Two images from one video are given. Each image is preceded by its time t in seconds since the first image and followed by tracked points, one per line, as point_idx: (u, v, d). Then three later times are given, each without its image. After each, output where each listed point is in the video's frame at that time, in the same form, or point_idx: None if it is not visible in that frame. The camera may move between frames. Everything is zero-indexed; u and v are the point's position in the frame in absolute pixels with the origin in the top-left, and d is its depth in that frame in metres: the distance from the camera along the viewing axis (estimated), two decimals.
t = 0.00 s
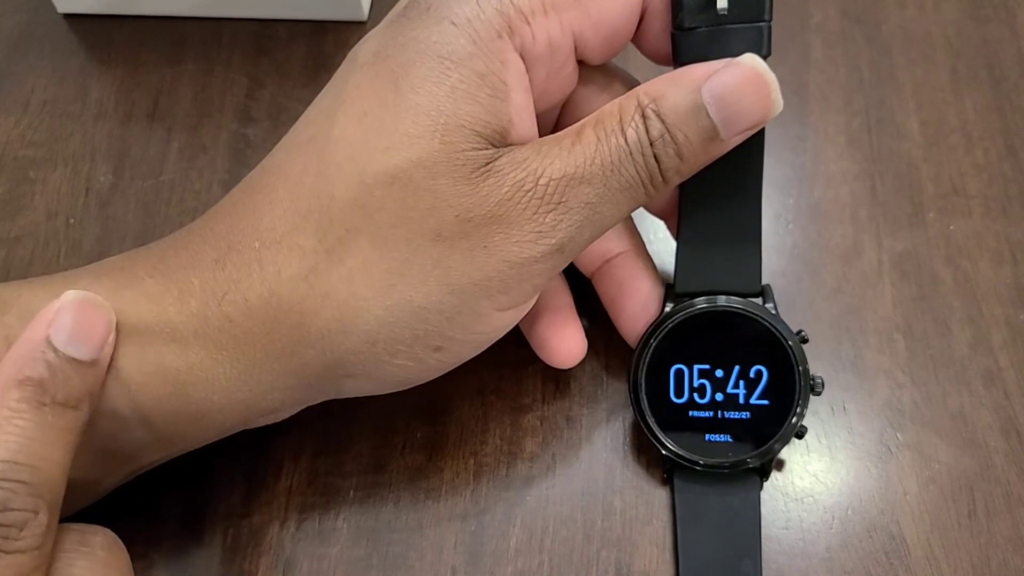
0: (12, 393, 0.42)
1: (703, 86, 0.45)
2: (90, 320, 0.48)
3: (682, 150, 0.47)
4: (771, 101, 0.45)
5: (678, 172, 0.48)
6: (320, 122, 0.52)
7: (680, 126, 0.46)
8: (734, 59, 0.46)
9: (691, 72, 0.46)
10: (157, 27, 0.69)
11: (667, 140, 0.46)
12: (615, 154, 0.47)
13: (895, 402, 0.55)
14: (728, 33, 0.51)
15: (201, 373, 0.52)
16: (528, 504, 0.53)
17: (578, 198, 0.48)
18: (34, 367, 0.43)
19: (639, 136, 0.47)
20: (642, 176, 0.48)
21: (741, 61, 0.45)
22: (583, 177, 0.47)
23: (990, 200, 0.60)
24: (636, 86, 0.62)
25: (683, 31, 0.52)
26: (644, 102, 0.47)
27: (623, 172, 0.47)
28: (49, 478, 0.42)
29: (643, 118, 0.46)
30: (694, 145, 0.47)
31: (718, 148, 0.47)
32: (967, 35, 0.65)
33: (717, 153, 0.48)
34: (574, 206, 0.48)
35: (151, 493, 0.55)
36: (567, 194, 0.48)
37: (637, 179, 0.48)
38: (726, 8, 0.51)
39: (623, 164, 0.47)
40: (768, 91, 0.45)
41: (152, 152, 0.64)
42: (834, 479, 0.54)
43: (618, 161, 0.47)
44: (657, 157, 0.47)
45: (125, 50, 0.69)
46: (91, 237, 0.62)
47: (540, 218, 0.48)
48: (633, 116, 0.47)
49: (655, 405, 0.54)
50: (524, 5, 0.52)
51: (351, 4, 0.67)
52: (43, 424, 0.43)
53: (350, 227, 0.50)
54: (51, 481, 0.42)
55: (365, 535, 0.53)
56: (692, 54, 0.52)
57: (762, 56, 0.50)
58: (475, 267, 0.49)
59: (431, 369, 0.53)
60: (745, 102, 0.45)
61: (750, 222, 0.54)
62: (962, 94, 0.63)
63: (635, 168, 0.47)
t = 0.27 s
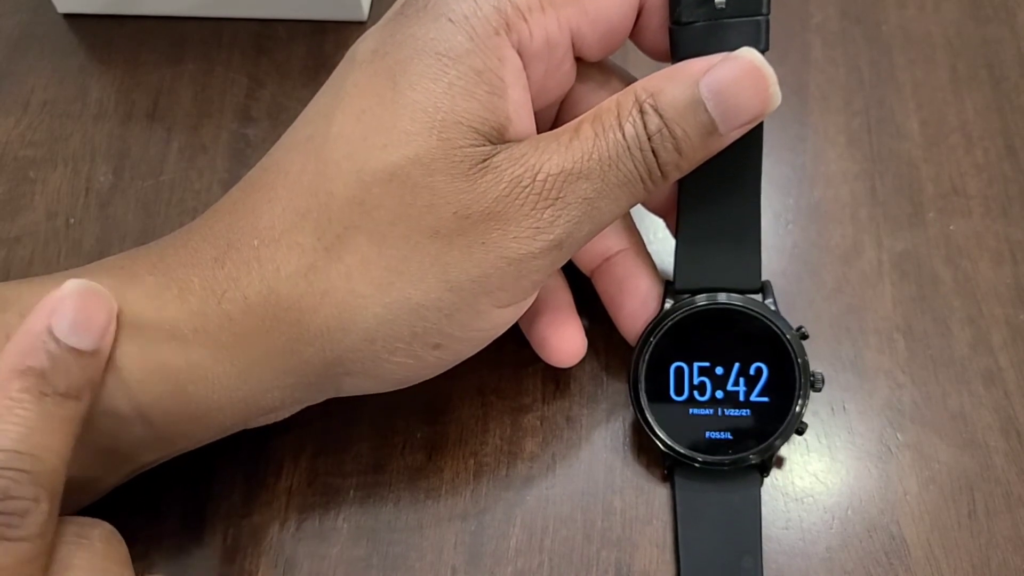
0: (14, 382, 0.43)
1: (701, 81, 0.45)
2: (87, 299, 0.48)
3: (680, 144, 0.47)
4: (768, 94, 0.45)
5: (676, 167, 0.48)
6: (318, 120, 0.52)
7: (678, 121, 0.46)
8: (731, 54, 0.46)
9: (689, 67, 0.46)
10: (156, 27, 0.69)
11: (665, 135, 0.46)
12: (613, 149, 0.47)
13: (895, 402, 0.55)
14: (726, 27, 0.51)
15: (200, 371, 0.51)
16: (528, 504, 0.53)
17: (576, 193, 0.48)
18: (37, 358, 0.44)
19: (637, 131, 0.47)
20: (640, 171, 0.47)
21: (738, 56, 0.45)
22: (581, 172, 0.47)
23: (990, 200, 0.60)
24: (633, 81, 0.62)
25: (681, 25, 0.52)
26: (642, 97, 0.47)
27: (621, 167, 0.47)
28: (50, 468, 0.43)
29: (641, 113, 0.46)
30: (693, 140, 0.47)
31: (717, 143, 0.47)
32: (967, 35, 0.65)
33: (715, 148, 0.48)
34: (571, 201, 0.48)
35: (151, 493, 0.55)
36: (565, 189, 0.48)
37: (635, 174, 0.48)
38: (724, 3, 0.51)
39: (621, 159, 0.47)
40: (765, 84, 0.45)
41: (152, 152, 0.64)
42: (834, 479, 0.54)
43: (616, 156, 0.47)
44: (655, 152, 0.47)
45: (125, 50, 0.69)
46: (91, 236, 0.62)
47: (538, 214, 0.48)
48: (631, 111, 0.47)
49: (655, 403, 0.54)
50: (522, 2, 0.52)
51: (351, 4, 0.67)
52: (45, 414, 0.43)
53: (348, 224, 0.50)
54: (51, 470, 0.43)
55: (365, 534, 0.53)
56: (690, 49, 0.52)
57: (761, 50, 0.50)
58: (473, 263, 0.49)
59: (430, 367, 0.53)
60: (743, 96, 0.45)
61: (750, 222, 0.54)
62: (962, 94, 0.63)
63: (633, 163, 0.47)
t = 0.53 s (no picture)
0: None
1: (702, 83, 0.45)
2: (23, 302, 0.46)
3: (682, 146, 0.47)
4: (770, 96, 0.45)
5: (678, 168, 0.48)
6: (319, 121, 0.52)
7: (679, 123, 0.46)
8: (733, 56, 0.46)
9: (690, 69, 0.47)
10: (156, 27, 0.69)
11: (666, 137, 0.46)
12: (615, 151, 0.47)
13: (895, 402, 0.55)
14: (728, 29, 0.51)
15: (201, 373, 0.51)
16: (528, 504, 0.53)
17: (577, 195, 0.48)
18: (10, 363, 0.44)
19: (638, 133, 0.47)
20: (642, 173, 0.47)
21: (740, 58, 0.45)
22: (583, 174, 0.47)
23: (990, 199, 0.60)
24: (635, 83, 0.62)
25: (683, 27, 0.52)
26: (644, 99, 0.47)
27: (623, 169, 0.47)
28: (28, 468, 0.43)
29: (643, 114, 0.46)
30: (694, 141, 0.47)
31: (718, 145, 0.47)
32: (967, 35, 0.65)
33: (717, 150, 0.48)
34: (573, 203, 0.48)
35: (151, 493, 0.55)
36: (566, 191, 0.48)
37: (637, 176, 0.47)
38: (726, 4, 0.51)
39: (623, 160, 0.47)
40: (767, 86, 0.45)
41: (152, 152, 0.64)
42: (834, 479, 0.54)
43: (617, 157, 0.47)
44: (657, 154, 0.47)
45: (126, 50, 0.69)
46: (91, 236, 0.62)
47: (540, 216, 0.48)
48: (632, 113, 0.47)
49: (656, 404, 0.54)
50: (524, 3, 0.52)
51: (351, 5, 0.67)
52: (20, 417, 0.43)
53: (350, 226, 0.50)
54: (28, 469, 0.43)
55: (365, 534, 0.53)
56: (692, 50, 0.52)
57: (763, 53, 0.50)
58: (475, 266, 0.49)
59: (431, 369, 0.53)
60: (744, 97, 0.45)
61: (750, 222, 0.54)
62: (962, 94, 0.63)
63: (635, 165, 0.47)
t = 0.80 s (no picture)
0: None
1: (703, 84, 0.45)
2: (3, 302, 0.48)
3: (682, 148, 0.47)
4: (770, 98, 0.45)
5: (678, 169, 0.48)
6: (320, 122, 0.52)
7: (680, 124, 0.46)
8: (733, 57, 0.46)
9: (691, 69, 0.46)
10: (156, 27, 0.69)
11: (667, 138, 0.46)
12: (616, 152, 0.47)
13: (895, 402, 0.55)
14: (729, 30, 0.51)
15: (202, 374, 0.51)
16: (528, 504, 0.53)
17: (578, 196, 0.48)
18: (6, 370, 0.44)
19: (638, 135, 0.46)
20: (642, 174, 0.47)
21: (741, 59, 0.45)
22: (583, 176, 0.47)
23: (990, 199, 0.60)
24: (635, 84, 0.62)
25: (683, 28, 0.52)
26: (644, 100, 0.46)
27: (623, 170, 0.47)
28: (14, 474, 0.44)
29: (643, 115, 0.46)
30: (695, 142, 0.47)
31: (719, 146, 0.47)
32: (967, 35, 0.65)
33: (717, 151, 0.48)
34: (574, 204, 0.48)
35: (151, 493, 0.55)
36: (567, 192, 0.48)
37: (637, 178, 0.47)
38: (727, 5, 0.51)
39: (623, 162, 0.47)
40: (768, 87, 0.45)
41: (152, 152, 0.64)
42: (834, 479, 0.54)
43: (618, 159, 0.47)
44: (657, 155, 0.47)
45: (126, 50, 0.69)
46: (91, 236, 0.62)
47: (540, 217, 0.48)
48: (633, 114, 0.47)
49: (655, 404, 0.54)
50: (524, 4, 0.52)
51: (351, 5, 0.67)
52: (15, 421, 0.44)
53: (351, 227, 0.50)
54: (7, 463, 0.44)
55: (365, 534, 0.53)
56: (693, 51, 0.52)
57: (763, 54, 0.50)
58: (476, 267, 0.49)
59: (431, 370, 0.53)
60: (745, 98, 0.45)
61: (750, 223, 0.54)
62: (962, 94, 0.63)
63: (635, 166, 0.47)
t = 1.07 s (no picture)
0: None
1: (704, 84, 0.45)
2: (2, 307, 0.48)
3: (683, 148, 0.47)
4: (772, 98, 0.45)
5: (679, 170, 0.48)
6: (321, 123, 0.52)
7: (681, 125, 0.46)
8: (734, 57, 0.46)
9: (692, 70, 0.46)
10: (157, 27, 0.69)
11: (668, 139, 0.46)
12: (617, 153, 0.47)
13: (895, 402, 0.55)
14: (729, 30, 0.51)
15: (203, 375, 0.51)
16: (528, 504, 0.53)
17: (579, 197, 0.48)
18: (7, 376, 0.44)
19: (639, 135, 0.46)
20: (644, 175, 0.47)
21: (742, 59, 0.45)
22: (584, 176, 0.47)
23: (990, 199, 0.60)
24: (636, 84, 0.62)
25: (684, 29, 0.52)
26: (645, 100, 0.46)
27: (625, 170, 0.47)
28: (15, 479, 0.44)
29: (644, 116, 0.46)
30: (696, 143, 0.47)
31: (720, 146, 0.47)
32: (967, 35, 0.65)
33: (718, 151, 0.48)
34: (575, 205, 0.48)
35: (151, 493, 0.55)
36: (568, 193, 0.48)
37: (638, 178, 0.47)
38: (728, 6, 0.51)
39: (625, 162, 0.47)
40: (769, 88, 0.45)
41: (152, 152, 0.64)
42: (834, 479, 0.54)
43: (619, 159, 0.47)
44: (658, 156, 0.47)
45: (126, 50, 0.69)
46: (91, 236, 0.62)
47: (541, 218, 0.48)
48: (634, 114, 0.47)
49: (656, 404, 0.54)
50: (525, 5, 0.52)
51: (351, 5, 0.67)
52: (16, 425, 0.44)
53: (352, 228, 0.50)
54: (7, 469, 0.44)
55: (365, 534, 0.53)
56: (694, 51, 0.52)
57: (764, 54, 0.50)
58: (477, 268, 0.49)
59: (432, 370, 0.53)
60: (746, 99, 0.45)
61: (750, 223, 0.54)
62: (962, 94, 0.63)
63: (636, 166, 0.47)
